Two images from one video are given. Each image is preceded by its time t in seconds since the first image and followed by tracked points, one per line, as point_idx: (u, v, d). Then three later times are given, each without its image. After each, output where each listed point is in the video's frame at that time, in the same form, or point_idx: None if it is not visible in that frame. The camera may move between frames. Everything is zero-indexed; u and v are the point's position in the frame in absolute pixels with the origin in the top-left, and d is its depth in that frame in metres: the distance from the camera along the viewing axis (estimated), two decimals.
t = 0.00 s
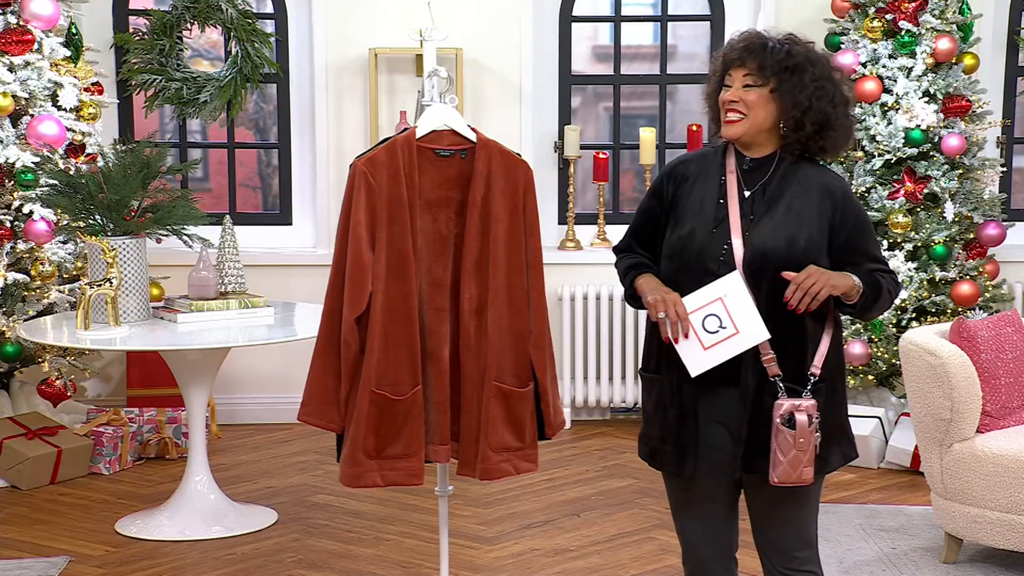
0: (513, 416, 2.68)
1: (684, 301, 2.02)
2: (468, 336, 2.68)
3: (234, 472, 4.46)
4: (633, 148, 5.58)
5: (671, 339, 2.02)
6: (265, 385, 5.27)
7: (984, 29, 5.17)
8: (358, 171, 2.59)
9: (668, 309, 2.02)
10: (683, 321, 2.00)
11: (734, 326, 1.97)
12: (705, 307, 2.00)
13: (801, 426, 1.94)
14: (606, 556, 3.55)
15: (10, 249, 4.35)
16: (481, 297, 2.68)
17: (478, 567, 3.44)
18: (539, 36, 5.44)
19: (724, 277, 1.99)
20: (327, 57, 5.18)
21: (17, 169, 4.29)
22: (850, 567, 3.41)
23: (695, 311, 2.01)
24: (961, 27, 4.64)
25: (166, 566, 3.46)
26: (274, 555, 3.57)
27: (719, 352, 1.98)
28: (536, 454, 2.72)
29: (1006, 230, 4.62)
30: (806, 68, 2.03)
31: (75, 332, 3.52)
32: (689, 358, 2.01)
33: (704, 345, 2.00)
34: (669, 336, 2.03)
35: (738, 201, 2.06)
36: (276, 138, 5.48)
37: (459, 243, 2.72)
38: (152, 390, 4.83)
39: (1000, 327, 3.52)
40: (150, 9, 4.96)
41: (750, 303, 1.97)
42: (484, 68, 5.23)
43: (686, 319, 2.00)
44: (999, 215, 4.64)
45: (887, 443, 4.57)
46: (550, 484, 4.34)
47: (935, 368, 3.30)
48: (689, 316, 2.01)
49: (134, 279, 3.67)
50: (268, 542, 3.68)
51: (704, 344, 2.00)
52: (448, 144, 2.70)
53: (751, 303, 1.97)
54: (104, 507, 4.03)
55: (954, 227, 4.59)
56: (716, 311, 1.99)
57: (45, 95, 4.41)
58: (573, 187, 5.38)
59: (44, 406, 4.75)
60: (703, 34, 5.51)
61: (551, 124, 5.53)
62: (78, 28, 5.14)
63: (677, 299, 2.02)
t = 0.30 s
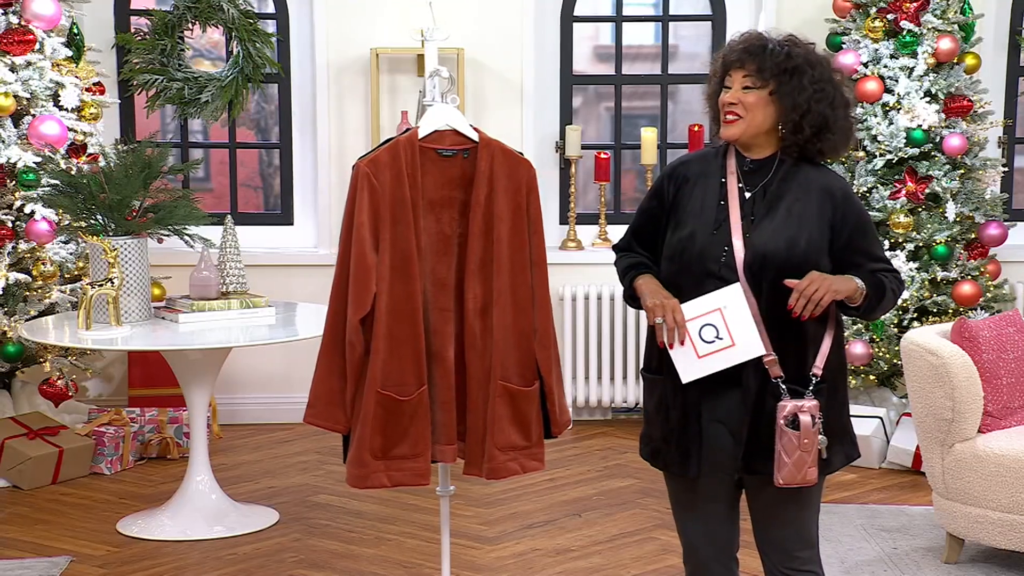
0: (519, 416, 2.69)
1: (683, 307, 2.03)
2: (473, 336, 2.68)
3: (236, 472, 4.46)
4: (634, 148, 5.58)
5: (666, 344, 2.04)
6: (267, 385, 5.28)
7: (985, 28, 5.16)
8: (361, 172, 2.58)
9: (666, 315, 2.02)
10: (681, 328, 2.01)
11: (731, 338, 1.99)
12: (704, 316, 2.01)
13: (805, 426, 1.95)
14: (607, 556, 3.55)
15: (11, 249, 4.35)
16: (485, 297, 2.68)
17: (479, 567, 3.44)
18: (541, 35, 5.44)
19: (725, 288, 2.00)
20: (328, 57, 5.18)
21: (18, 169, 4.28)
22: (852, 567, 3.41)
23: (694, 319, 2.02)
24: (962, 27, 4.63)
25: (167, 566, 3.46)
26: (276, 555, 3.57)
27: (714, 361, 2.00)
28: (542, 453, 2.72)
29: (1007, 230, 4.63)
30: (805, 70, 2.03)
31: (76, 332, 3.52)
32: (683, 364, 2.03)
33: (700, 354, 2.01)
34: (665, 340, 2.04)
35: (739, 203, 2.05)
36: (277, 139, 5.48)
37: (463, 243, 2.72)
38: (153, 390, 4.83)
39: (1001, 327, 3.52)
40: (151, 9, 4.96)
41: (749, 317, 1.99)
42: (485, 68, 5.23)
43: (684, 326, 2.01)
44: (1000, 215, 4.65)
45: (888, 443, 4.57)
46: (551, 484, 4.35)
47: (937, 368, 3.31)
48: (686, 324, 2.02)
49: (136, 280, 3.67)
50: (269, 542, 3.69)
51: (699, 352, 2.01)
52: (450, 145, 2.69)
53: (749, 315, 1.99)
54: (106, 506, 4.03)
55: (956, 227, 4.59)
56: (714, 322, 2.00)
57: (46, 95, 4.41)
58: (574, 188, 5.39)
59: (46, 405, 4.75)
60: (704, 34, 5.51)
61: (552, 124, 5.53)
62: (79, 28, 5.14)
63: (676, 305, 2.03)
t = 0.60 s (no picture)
0: (527, 415, 2.70)
1: (683, 326, 2.06)
2: (480, 335, 2.69)
3: (242, 471, 4.48)
4: (638, 148, 5.60)
5: (665, 362, 2.08)
6: (272, 384, 5.29)
7: (989, 29, 5.16)
8: (367, 172, 2.61)
9: (665, 336, 2.06)
10: (679, 349, 2.04)
11: (728, 360, 2.02)
12: (703, 336, 2.03)
13: (819, 435, 1.98)
14: (612, 556, 3.56)
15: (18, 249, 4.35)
16: (492, 296, 2.69)
17: (484, 567, 3.45)
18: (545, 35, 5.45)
19: (724, 310, 2.02)
20: (334, 58, 5.20)
21: (25, 169, 4.29)
22: (856, 567, 3.41)
23: (693, 339, 2.04)
24: (967, 27, 4.64)
25: (172, 565, 3.47)
26: (281, 554, 3.58)
27: (712, 381, 2.04)
28: (550, 451, 2.74)
29: (1011, 231, 4.64)
30: (804, 75, 2.04)
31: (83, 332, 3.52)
32: (682, 382, 2.07)
33: (698, 373, 2.05)
34: (665, 358, 2.08)
35: (738, 217, 2.06)
36: (283, 139, 5.49)
37: (469, 243, 2.73)
38: (159, 389, 4.84)
39: (1006, 327, 3.52)
40: (158, 10, 4.98)
41: (748, 340, 2.01)
42: (490, 68, 5.24)
43: (682, 347, 2.04)
44: (1004, 215, 4.66)
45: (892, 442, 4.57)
46: (556, 484, 4.36)
47: (941, 367, 3.32)
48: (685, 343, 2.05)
49: (142, 280, 3.69)
50: (275, 541, 3.70)
51: (697, 371, 2.05)
52: (456, 144, 2.70)
53: (746, 336, 2.01)
54: (112, 505, 4.05)
55: (960, 227, 4.60)
56: (712, 343, 2.02)
57: (53, 95, 4.42)
58: (579, 188, 5.39)
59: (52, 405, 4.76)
60: (709, 34, 5.52)
61: (557, 124, 5.53)
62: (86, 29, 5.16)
63: (674, 325, 2.05)
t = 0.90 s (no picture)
0: (531, 411, 2.76)
1: (692, 358, 2.13)
2: (485, 334, 2.76)
3: (252, 466, 4.55)
4: (642, 149, 5.66)
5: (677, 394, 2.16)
6: (281, 380, 5.36)
7: (988, 31, 5.22)
8: (375, 172, 2.66)
9: (673, 369, 2.13)
10: (689, 381, 2.12)
11: (736, 392, 2.07)
12: (711, 369, 2.09)
13: (836, 447, 2.04)
14: (616, 550, 3.63)
15: (33, 248, 4.43)
16: (497, 295, 2.75)
17: (491, 561, 3.52)
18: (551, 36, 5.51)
19: (731, 342, 2.08)
20: (342, 59, 5.27)
21: (39, 169, 4.37)
22: (856, 561, 3.48)
23: (702, 372, 2.11)
24: (967, 29, 4.69)
25: (184, 558, 3.54)
26: (290, 548, 3.65)
27: (721, 411, 2.10)
28: (553, 448, 2.80)
29: (1010, 230, 4.73)
30: (787, 114, 2.05)
31: (96, 329, 3.60)
32: (693, 412, 2.14)
33: (707, 404, 2.11)
34: (676, 390, 2.15)
35: (733, 245, 2.12)
36: (292, 139, 5.56)
37: (474, 242, 2.80)
38: (170, 385, 4.91)
39: (1005, 325, 3.59)
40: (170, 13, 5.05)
41: (754, 372, 2.06)
42: (496, 70, 5.31)
43: (691, 379, 2.11)
44: (1004, 214, 4.72)
45: (892, 439, 4.64)
46: (561, 479, 4.42)
47: (941, 365, 3.38)
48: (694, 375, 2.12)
49: (153, 277, 3.76)
50: (284, 535, 3.77)
51: (707, 402, 2.11)
52: (462, 144, 2.77)
53: (753, 368, 2.06)
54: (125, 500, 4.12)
55: (960, 226, 4.65)
56: (720, 375, 2.08)
57: (67, 97, 4.49)
58: (584, 187, 5.46)
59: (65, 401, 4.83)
60: (712, 36, 5.58)
61: (562, 125, 5.60)
62: (99, 32, 5.23)
63: (683, 358, 2.13)
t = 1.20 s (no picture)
0: (531, 406, 2.85)
1: (696, 361, 2.20)
2: (488, 329, 2.85)
3: (263, 459, 4.65)
4: (645, 149, 5.74)
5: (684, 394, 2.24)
6: (291, 375, 5.45)
7: (985, 33, 5.31)
8: (381, 171, 2.77)
9: (679, 372, 2.22)
10: (694, 384, 2.19)
11: (740, 392, 2.15)
12: (715, 372, 2.17)
13: (839, 443, 2.13)
14: (618, 541, 3.72)
15: (50, 245, 4.53)
16: (500, 291, 2.85)
17: (497, 552, 3.61)
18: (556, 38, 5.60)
19: (733, 345, 2.16)
20: (351, 61, 5.36)
21: (56, 169, 4.46)
22: (855, 552, 3.57)
23: (706, 375, 2.19)
24: (963, 31, 4.77)
25: (197, 549, 3.64)
26: (301, 539, 3.75)
27: (728, 410, 2.19)
28: (553, 443, 2.88)
29: (1006, 227, 4.78)
30: (780, 126, 2.13)
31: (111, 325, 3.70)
32: (699, 411, 2.23)
33: (714, 404, 2.20)
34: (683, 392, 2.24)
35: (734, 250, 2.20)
36: (302, 139, 5.66)
37: (478, 240, 2.89)
38: (183, 380, 5.00)
39: (1001, 321, 3.68)
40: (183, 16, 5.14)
41: (757, 372, 2.14)
42: (502, 71, 5.40)
43: (697, 381, 2.19)
44: (1000, 212, 4.80)
45: (890, 432, 4.73)
46: (565, 472, 4.52)
47: (938, 360, 3.46)
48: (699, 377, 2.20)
49: (167, 274, 3.85)
50: (295, 527, 3.87)
51: (713, 402, 2.19)
52: (467, 144, 2.86)
53: (756, 369, 2.14)
54: (140, 491, 4.22)
55: (957, 224, 4.73)
56: (724, 376, 2.16)
57: (83, 97, 4.58)
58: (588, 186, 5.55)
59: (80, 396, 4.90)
60: (713, 37, 5.67)
61: (567, 125, 5.69)
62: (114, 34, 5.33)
63: (688, 361, 2.21)
